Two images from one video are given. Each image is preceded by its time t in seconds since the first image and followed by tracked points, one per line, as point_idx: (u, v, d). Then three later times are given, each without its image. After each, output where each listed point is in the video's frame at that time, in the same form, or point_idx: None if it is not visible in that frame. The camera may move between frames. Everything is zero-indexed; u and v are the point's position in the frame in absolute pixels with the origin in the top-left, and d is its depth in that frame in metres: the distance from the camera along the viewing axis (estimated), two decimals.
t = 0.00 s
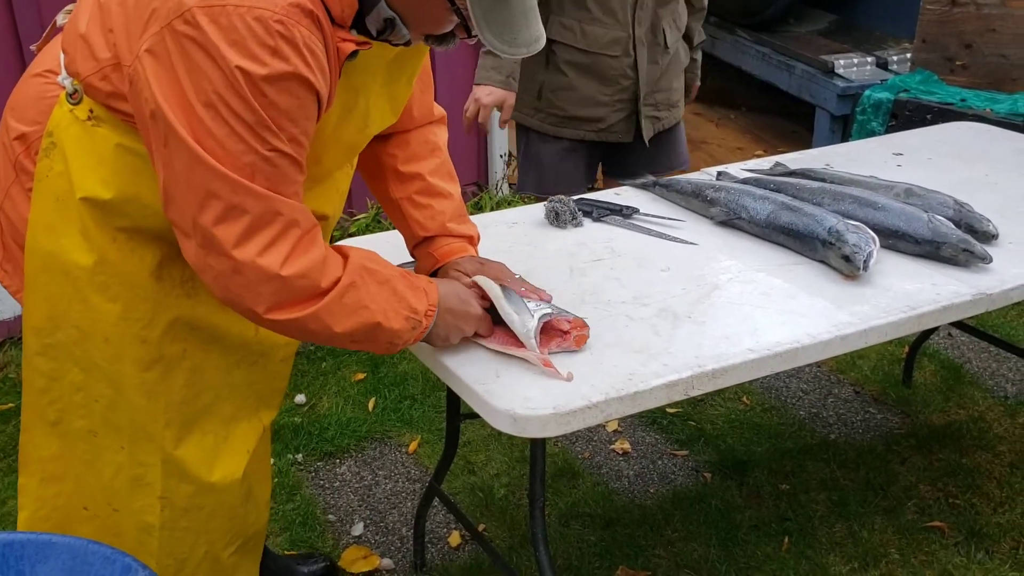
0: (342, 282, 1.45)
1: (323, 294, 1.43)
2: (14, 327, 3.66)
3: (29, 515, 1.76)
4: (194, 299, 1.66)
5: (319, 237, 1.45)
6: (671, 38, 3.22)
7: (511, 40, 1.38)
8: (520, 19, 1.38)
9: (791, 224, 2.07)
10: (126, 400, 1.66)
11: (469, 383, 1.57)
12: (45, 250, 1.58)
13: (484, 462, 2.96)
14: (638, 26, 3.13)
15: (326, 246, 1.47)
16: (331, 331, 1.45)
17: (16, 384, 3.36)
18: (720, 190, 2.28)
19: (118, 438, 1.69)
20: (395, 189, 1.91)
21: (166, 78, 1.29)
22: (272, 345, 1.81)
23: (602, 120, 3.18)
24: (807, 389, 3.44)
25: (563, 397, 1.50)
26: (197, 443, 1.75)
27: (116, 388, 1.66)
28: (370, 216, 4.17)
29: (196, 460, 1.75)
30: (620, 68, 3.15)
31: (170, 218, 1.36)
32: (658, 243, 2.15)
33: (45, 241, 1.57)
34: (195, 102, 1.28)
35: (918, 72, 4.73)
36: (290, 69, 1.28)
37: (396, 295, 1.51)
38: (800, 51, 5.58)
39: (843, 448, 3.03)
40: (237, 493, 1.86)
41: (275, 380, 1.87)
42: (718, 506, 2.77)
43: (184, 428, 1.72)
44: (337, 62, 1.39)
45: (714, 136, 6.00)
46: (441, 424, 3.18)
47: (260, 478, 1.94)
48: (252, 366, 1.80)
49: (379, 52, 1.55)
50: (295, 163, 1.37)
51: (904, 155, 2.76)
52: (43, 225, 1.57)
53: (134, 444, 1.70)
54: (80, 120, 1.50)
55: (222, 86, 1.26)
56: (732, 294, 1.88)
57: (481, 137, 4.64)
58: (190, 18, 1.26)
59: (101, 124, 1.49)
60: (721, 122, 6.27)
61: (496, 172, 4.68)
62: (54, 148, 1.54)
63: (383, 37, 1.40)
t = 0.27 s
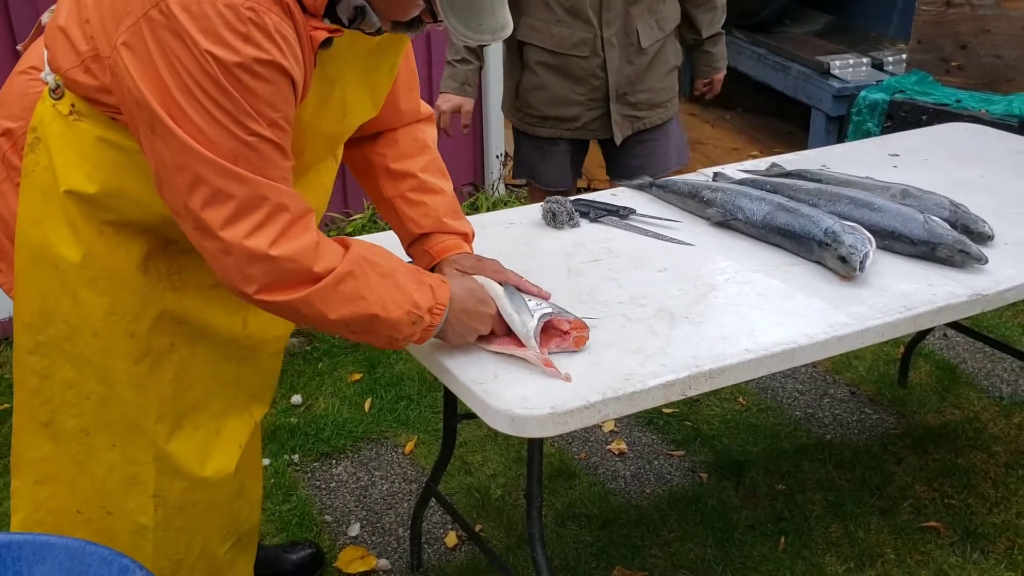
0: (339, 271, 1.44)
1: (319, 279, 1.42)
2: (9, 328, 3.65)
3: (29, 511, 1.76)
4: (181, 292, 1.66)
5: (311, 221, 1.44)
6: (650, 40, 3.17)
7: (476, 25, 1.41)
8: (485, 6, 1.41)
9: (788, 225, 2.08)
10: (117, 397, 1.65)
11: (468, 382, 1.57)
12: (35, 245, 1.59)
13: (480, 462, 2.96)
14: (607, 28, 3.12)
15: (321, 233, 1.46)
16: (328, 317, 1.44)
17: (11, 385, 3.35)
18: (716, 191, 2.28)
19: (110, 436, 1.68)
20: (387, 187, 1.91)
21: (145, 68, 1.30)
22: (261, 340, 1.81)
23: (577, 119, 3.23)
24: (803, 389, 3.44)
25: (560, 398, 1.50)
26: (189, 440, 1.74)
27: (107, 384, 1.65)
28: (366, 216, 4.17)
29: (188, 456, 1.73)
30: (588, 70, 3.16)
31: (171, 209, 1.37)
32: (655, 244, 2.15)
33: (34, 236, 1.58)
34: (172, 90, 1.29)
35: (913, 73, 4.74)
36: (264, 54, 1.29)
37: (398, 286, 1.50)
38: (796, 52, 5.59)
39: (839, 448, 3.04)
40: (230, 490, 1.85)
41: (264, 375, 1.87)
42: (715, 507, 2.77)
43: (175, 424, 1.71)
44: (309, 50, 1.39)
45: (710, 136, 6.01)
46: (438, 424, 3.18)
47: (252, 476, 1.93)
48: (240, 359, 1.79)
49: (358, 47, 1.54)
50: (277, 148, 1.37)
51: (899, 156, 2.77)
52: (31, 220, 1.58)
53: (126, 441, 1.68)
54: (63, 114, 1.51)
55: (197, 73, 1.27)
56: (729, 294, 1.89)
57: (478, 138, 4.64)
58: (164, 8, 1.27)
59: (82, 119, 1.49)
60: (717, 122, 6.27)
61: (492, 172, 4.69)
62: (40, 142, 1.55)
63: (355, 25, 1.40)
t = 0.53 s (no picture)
0: (339, 247, 1.43)
1: (317, 253, 1.41)
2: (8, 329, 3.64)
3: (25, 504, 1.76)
4: (171, 279, 1.66)
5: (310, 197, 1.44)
6: (639, 41, 3.16)
7: (455, 25, 1.43)
8: (466, 7, 1.44)
9: (787, 225, 2.08)
10: (111, 382, 1.65)
11: (469, 383, 1.57)
12: (30, 230, 1.59)
13: (480, 463, 2.96)
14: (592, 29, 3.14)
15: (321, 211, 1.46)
16: (329, 292, 1.43)
17: (10, 387, 3.35)
18: (716, 191, 2.28)
19: (106, 420, 1.69)
20: (363, 184, 1.91)
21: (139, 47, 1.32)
22: (252, 334, 1.78)
23: (566, 119, 3.26)
24: (802, 389, 3.45)
25: (561, 398, 1.50)
26: (182, 427, 1.73)
27: (101, 369, 1.65)
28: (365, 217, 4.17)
29: (182, 444, 1.72)
30: (575, 70, 3.19)
31: (172, 185, 1.37)
32: (655, 244, 2.15)
33: (29, 221, 1.58)
34: (164, 65, 1.30)
35: (911, 73, 4.75)
36: (253, 31, 1.30)
37: (399, 267, 1.49)
38: (794, 52, 5.59)
39: (839, 449, 3.04)
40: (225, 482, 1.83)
41: (257, 370, 1.84)
42: (715, 507, 2.77)
43: (167, 409, 1.71)
44: (297, 37, 1.39)
45: (708, 137, 6.01)
46: (437, 425, 3.18)
47: (247, 469, 1.92)
48: (232, 350, 1.77)
49: (345, 40, 1.55)
50: (271, 123, 1.37)
51: (898, 156, 2.77)
52: (26, 204, 1.58)
53: (120, 425, 1.69)
54: (58, 102, 1.51)
55: (189, 51, 1.29)
56: (729, 294, 1.89)
57: (476, 138, 4.64)
58: None
59: (76, 105, 1.50)
60: (715, 123, 6.28)
61: (490, 172, 4.69)
62: (36, 130, 1.56)
63: (339, 21, 1.43)
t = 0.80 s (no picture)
0: (330, 229, 1.44)
1: (314, 233, 1.43)
2: (8, 330, 3.64)
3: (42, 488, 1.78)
4: (176, 267, 1.66)
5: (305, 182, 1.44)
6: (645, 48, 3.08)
7: (461, 16, 1.55)
8: None
9: (787, 225, 2.08)
10: (119, 371, 1.65)
11: (471, 384, 1.56)
12: (41, 218, 1.59)
13: (480, 464, 2.96)
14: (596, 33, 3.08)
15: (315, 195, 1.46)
16: (320, 272, 1.44)
17: (10, 388, 3.34)
18: (716, 191, 2.29)
19: (113, 410, 1.68)
20: (366, 187, 1.93)
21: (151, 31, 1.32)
22: (256, 323, 1.79)
23: (571, 123, 3.23)
24: (802, 388, 3.45)
25: (563, 398, 1.50)
26: (188, 416, 1.73)
27: (109, 357, 1.65)
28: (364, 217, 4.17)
29: (187, 434, 1.72)
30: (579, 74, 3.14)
31: (169, 170, 1.35)
32: (655, 244, 2.15)
33: (40, 212, 1.59)
34: (176, 46, 1.30)
35: (909, 72, 4.75)
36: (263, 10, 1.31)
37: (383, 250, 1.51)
38: (792, 51, 5.60)
39: (839, 448, 3.05)
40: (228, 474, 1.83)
41: (259, 363, 1.85)
42: (715, 506, 2.78)
43: (173, 398, 1.70)
44: (305, 25, 1.41)
45: (707, 137, 6.01)
46: (438, 426, 3.18)
47: (247, 463, 1.92)
48: (237, 340, 1.78)
49: (350, 36, 1.53)
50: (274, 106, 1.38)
51: (897, 155, 2.78)
52: (38, 193, 1.58)
53: (127, 415, 1.68)
54: (70, 92, 1.52)
55: (198, 26, 1.29)
56: (731, 294, 1.89)
57: (475, 139, 4.65)
58: None
59: (88, 96, 1.51)
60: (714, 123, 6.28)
61: (489, 173, 4.69)
62: (48, 120, 1.56)
63: (347, 14, 1.47)
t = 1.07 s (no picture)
0: (309, 227, 1.46)
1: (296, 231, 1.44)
2: (7, 332, 3.65)
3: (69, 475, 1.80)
4: (184, 263, 1.65)
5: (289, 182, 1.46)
6: (677, 59, 2.97)
7: (461, 22, 1.52)
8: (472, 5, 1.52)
9: (785, 225, 2.09)
10: (127, 368, 1.67)
11: (471, 385, 1.57)
12: (47, 217, 1.61)
13: (480, 464, 2.97)
14: (627, 37, 2.94)
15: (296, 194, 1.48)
16: (298, 271, 1.45)
17: (10, 390, 3.35)
18: (713, 193, 2.30)
19: (122, 407, 1.70)
20: (369, 184, 1.94)
21: (157, 26, 1.32)
22: (261, 317, 1.80)
23: (592, 131, 3.09)
24: (799, 388, 3.46)
25: (563, 399, 1.51)
26: (195, 412, 1.73)
27: (117, 354, 1.67)
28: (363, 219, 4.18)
29: (195, 430, 1.73)
30: (604, 79, 3.00)
31: (158, 163, 1.35)
32: (654, 245, 2.16)
33: (48, 210, 1.60)
34: (181, 41, 1.31)
35: (906, 72, 4.77)
36: (269, 9, 1.33)
37: (350, 249, 1.53)
38: (789, 52, 5.61)
39: (837, 448, 3.06)
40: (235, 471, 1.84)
41: (266, 358, 1.87)
42: (714, 506, 2.79)
43: (180, 394, 1.71)
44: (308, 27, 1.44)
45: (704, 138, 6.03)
46: (437, 427, 3.19)
47: (248, 459, 1.93)
48: (242, 337, 1.79)
49: (353, 37, 1.56)
50: (269, 107, 1.40)
51: (894, 156, 2.79)
52: (44, 192, 1.60)
53: (136, 413, 1.70)
54: (75, 92, 1.53)
55: (203, 21, 1.30)
56: (730, 295, 1.90)
57: (472, 140, 4.65)
58: None
59: (92, 96, 1.51)
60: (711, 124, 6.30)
61: (487, 175, 4.70)
62: (53, 120, 1.57)
63: (353, 14, 1.51)
